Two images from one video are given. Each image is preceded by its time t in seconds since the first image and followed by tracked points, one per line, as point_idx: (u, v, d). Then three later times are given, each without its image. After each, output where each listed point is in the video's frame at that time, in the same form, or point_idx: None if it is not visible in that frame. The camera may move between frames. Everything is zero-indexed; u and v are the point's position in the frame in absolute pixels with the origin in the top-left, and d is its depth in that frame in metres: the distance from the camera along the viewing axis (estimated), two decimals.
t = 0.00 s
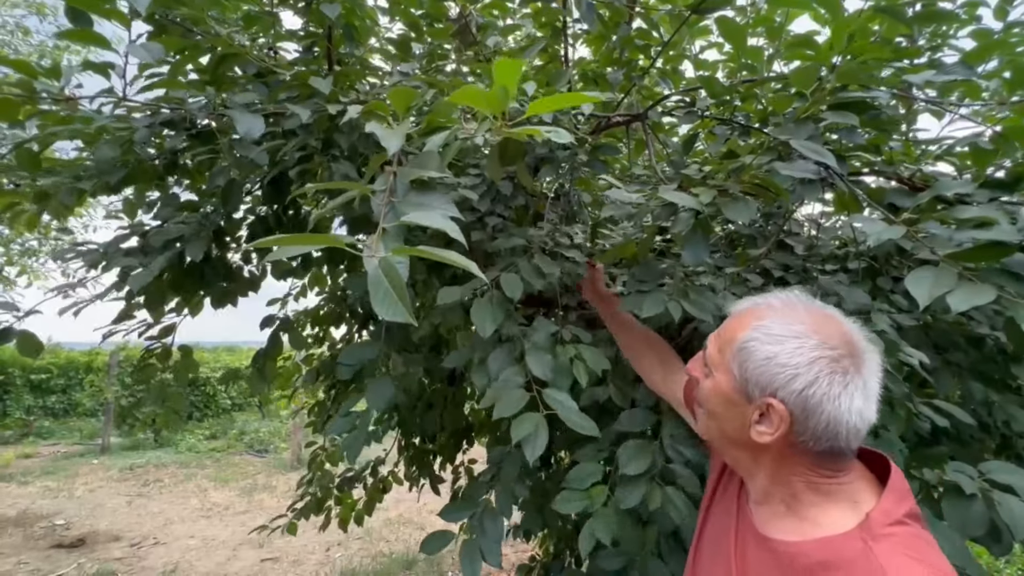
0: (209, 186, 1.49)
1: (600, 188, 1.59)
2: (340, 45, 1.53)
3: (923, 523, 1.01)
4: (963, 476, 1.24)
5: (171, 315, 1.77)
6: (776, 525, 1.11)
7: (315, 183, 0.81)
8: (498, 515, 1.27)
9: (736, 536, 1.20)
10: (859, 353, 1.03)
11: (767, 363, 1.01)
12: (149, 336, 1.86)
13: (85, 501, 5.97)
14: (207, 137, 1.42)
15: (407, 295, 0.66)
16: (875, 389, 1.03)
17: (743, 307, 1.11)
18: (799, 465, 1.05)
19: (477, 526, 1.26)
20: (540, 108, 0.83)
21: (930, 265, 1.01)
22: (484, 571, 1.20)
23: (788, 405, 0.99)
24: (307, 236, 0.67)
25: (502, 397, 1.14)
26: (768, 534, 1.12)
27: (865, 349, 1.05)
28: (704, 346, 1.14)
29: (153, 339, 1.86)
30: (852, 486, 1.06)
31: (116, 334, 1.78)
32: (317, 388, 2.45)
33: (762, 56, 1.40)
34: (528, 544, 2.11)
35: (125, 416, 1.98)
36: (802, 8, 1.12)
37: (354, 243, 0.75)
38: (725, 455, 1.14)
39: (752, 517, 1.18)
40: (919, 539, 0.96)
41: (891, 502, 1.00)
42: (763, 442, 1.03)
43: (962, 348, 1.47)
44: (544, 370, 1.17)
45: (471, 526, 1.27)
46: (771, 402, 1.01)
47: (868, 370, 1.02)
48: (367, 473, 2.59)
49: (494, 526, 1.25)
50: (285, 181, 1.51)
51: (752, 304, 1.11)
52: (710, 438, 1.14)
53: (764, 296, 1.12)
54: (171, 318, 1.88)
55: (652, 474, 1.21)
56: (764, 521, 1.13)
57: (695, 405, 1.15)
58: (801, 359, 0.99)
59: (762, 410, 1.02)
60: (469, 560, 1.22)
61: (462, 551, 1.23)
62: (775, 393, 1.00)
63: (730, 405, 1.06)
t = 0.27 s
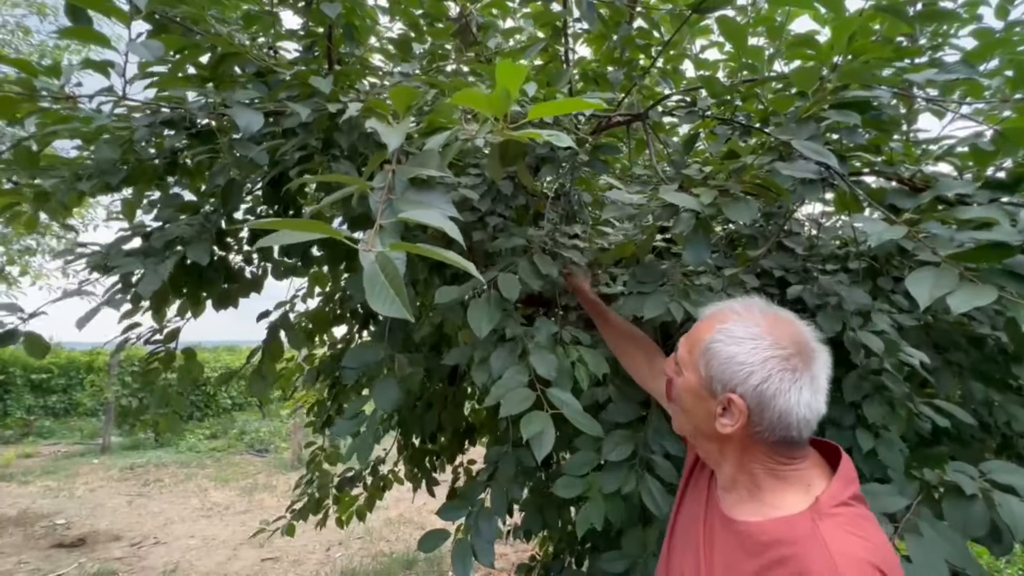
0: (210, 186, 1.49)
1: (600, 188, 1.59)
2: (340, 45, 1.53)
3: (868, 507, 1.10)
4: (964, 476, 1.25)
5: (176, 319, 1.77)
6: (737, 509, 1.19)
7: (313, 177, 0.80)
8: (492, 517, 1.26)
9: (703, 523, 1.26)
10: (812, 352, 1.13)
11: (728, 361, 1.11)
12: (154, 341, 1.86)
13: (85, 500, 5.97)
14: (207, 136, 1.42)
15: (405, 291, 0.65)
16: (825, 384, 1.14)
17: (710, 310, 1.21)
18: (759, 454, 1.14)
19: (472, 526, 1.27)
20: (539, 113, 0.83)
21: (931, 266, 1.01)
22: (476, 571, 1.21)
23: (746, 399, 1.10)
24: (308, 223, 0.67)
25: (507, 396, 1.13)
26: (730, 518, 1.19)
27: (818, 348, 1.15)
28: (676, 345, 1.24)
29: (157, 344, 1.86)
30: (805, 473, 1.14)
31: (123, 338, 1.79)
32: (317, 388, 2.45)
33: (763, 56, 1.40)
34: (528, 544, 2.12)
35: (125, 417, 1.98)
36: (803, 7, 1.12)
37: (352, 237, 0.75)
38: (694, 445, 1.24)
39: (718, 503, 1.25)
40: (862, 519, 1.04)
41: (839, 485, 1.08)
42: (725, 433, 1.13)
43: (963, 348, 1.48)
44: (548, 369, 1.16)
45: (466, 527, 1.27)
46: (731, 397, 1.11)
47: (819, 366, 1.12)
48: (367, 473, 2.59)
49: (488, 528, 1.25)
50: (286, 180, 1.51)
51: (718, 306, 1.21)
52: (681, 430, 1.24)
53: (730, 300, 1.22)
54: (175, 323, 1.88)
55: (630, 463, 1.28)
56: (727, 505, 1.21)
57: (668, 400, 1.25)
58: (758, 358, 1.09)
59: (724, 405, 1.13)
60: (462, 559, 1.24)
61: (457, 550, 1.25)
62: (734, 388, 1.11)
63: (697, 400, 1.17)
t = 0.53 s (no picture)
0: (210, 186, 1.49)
1: (601, 188, 1.59)
2: (341, 44, 1.53)
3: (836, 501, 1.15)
4: (967, 476, 1.25)
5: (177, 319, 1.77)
6: (712, 501, 1.23)
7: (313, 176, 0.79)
8: (497, 516, 1.25)
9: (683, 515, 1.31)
10: (784, 353, 1.17)
11: (704, 363, 1.16)
12: (156, 340, 1.85)
13: (85, 500, 5.97)
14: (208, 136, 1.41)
15: (408, 292, 0.65)
16: (797, 382, 1.18)
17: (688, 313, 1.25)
18: (735, 450, 1.19)
19: (478, 526, 1.26)
20: (543, 112, 0.84)
21: (932, 268, 1.01)
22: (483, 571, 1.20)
23: (721, 398, 1.14)
24: (309, 226, 0.66)
25: (502, 389, 1.13)
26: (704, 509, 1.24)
27: (789, 350, 1.19)
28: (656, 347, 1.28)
29: (158, 343, 1.86)
30: (778, 467, 1.19)
31: (124, 337, 1.79)
32: (318, 388, 2.45)
33: (765, 56, 1.40)
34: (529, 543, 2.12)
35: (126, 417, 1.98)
36: (805, 7, 1.12)
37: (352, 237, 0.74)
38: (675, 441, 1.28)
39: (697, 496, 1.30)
40: (828, 512, 1.09)
41: (808, 479, 1.14)
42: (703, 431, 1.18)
43: (964, 348, 1.48)
44: (545, 364, 1.15)
45: (472, 526, 1.27)
46: (708, 397, 1.15)
47: (790, 366, 1.17)
48: (368, 472, 2.59)
49: (493, 527, 1.24)
50: (286, 180, 1.50)
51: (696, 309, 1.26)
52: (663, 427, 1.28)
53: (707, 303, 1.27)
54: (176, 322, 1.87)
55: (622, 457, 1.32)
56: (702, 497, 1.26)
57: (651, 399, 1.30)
58: (732, 360, 1.14)
59: (701, 404, 1.17)
60: (468, 560, 1.22)
61: (463, 550, 1.23)
62: (710, 389, 1.15)
63: (677, 399, 1.21)
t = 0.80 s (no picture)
0: (211, 186, 1.49)
1: (601, 188, 1.59)
2: (341, 45, 1.53)
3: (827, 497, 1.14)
4: (968, 477, 1.25)
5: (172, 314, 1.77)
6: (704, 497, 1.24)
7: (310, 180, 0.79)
8: (507, 513, 1.27)
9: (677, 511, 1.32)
10: (774, 355, 1.17)
11: (693, 364, 1.16)
12: (151, 334, 1.85)
13: (86, 500, 5.98)
14: (208, 136, 1.41)
15: (404, 295, 0.65)
16: (787, 383, 1.19)
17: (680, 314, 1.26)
18: (726, 449, 1.19)
19: (489, 528, 1.27)
20: (541, 114, 0.84)
21: (933, 268, 1.00)
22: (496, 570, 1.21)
23: (710, 399, 1.15)
24: (305, 229, 0.66)
25: (510, 389, 1.12)
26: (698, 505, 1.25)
27: (780, 351, 1.19)
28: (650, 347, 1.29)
29: (154, 336, 1.86)
30: (769, 464, 1.20)
31: (118, 331, 1.77)
32: (318, 388, 2.45)
33: (765, 56, 1.40)
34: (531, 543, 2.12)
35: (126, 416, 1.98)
36: (805, 7, 1.11)
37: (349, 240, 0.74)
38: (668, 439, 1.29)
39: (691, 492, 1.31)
40: (817, 509, 1.09)
41: (798, 476, 1.13)
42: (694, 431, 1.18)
43: (965, 348, 1.48)
44: (551, 363, 1.16)
45: (482, 526, 1.28)
46: (697, 398, 1.16)
47: (780, 367, 1.17)
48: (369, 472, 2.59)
49: (503, 525, 1.25)
50: (286, 180, 1.50)
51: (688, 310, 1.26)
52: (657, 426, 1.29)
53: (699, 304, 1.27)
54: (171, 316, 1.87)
55: (620, 453, 1.33)
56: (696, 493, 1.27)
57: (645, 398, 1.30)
58: (721, 361, 1.14)
59: (691, 405, 1.18)
60: (481, 560, 1.23)
61: (474, 551, 1.24)
62: (699, 390, 1.16)
63: (668, 399, 1.22)
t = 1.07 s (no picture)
0: (212, 185, 1.49)
1: (603, 189, 1.60)
2: (342, 45, 1.53)
3: (822, 495, 1.15)
4: (969, 477, 1.25)
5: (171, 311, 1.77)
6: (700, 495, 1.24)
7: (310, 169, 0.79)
8: (506, 515, 1.26)
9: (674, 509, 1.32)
10: (767, 355, 1.17)
11: (687, 365, 1.16)
12: (148, 330, 1.85)
13: (86, 500, 5.97)
14: (208, 135, 1.42)
15: (405, 275, 0.65)
16: (782, 383, 1.18)
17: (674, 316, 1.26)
18: (722, 448, 1.19)
19: (486, 527, 1.27)
20: (547, 99, 0.83)
21: (935, 266, 1.00)
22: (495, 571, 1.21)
23: (704, 399, 1.15)
24: (304, 212, 0.67)
25: (510, 392, 1.13)
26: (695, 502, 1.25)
27: (773, 351, 1.19)
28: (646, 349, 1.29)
29: (151, 332, 1.86)
30: (764, 462, 1.20)
31: (116, 328, 1.77)
32: (319, 388, 2.45)
33: (766, 56, 1.40)
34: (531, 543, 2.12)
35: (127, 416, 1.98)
36: (806, 7, 1.12)
37: (350, 228, 0.75)
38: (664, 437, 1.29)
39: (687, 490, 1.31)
40: (810, 506, 1.10)
41: (792, 474, 1.14)
42: (690, 432, 1.19)
43: (966, 348, 1.48)
44: (551, 367, 1.16)
45: (480, 525, 1.28)
46: (692, 398, 1.16)
47: (774, 368, 1.17)
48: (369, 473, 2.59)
49: (503, 526, 1.25)
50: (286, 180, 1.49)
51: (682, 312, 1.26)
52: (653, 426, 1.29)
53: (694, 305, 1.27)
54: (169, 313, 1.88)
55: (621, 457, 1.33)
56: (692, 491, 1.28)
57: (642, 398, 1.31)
58: (714, 362, 1.15)
59: (686, 406, 1.18)
60: (480, 561, 1.23)
61: (473, 551, 1.23)
62: (693, 390, 1.16)
63: (664, 400, 1.22)
